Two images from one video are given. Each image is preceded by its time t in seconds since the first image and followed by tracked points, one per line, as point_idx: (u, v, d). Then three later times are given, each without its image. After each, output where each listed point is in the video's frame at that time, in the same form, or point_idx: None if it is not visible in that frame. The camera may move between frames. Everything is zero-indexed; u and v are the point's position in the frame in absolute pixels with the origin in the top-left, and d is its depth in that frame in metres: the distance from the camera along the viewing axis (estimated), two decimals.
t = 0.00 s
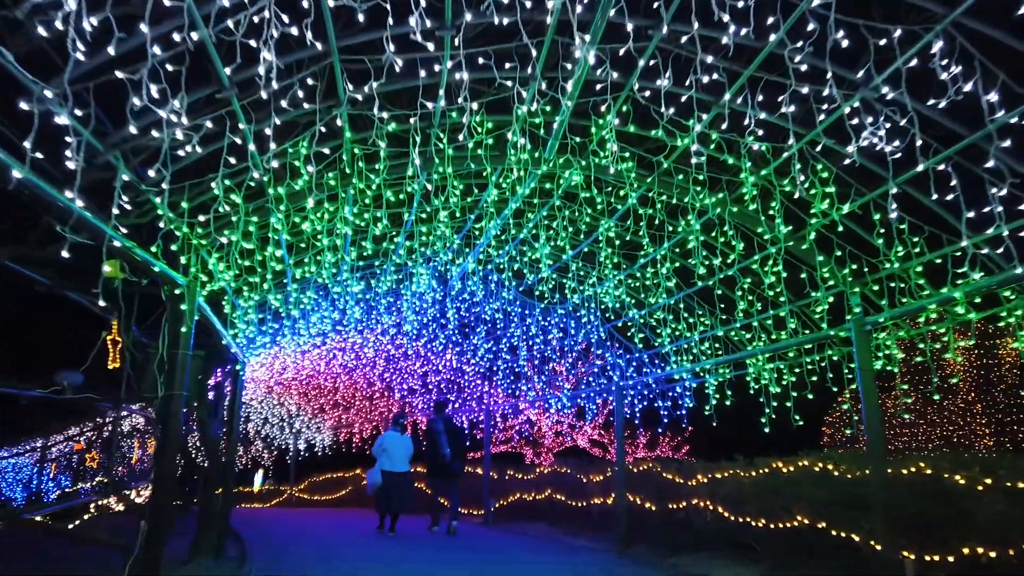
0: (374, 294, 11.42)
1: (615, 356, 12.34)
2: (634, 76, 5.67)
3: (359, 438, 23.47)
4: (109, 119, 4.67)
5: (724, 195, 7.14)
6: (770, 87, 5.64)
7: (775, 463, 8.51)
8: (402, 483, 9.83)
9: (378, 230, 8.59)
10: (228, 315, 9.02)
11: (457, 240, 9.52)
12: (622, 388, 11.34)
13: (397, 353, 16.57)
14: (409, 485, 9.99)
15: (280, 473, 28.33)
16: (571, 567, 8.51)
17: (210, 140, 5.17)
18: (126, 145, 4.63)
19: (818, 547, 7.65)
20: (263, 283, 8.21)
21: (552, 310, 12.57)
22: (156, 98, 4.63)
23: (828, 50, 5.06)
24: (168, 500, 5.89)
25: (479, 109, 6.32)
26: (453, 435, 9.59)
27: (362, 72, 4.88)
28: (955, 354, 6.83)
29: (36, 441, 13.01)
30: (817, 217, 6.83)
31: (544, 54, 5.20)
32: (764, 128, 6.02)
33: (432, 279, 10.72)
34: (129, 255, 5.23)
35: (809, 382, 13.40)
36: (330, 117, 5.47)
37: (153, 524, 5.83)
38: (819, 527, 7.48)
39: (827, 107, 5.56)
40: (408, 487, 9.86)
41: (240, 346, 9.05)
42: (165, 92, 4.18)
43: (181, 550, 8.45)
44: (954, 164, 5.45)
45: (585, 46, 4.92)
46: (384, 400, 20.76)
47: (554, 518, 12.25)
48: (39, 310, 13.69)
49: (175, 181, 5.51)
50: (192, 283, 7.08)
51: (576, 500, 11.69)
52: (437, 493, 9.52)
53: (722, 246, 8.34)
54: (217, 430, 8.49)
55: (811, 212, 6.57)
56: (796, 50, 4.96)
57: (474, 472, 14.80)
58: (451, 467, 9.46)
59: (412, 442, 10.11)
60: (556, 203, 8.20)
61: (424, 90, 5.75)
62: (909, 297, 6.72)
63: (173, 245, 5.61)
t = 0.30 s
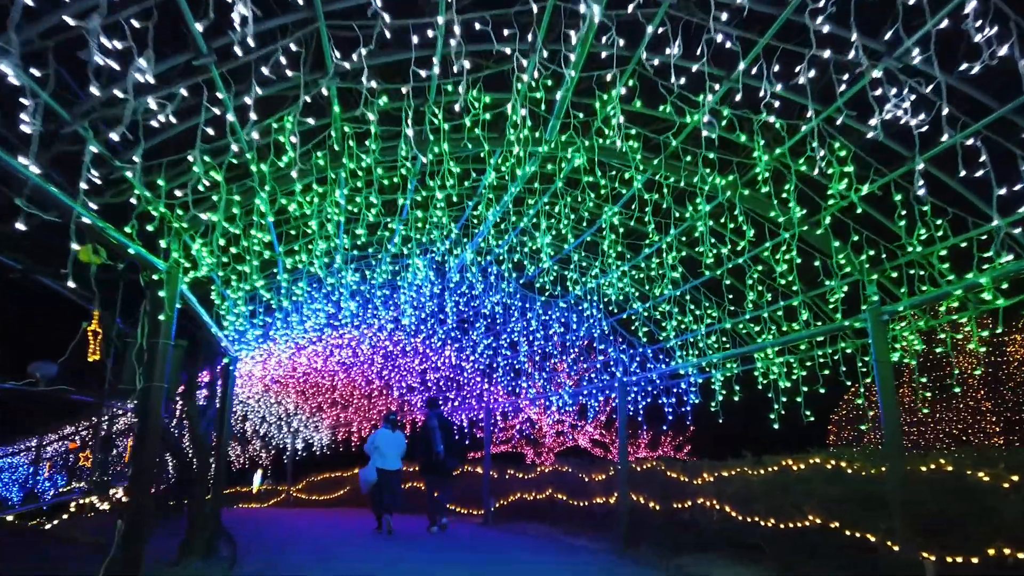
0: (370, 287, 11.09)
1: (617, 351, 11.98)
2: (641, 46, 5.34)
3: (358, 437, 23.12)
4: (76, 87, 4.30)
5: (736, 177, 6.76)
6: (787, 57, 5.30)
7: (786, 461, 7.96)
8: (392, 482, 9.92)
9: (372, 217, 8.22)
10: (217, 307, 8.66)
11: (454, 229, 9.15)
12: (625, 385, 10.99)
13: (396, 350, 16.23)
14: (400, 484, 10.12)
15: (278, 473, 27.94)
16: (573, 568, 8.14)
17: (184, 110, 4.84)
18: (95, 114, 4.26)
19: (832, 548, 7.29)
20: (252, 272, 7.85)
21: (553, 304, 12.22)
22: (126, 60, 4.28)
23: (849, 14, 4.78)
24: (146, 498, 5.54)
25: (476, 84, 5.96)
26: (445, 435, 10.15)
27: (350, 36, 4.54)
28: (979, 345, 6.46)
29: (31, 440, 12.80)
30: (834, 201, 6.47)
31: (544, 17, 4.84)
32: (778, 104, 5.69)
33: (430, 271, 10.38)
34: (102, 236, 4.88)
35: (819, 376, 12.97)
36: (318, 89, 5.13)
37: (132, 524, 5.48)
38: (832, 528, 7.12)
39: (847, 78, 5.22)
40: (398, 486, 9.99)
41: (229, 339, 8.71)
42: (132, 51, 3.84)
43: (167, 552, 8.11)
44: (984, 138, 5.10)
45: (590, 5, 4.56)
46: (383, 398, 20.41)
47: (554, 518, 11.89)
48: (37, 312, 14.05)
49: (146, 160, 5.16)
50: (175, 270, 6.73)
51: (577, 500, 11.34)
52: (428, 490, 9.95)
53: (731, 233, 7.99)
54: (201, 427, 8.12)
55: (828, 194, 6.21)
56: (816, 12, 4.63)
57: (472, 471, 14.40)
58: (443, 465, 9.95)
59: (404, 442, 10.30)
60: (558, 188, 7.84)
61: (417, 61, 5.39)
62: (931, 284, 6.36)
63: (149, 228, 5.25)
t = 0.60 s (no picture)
0: (368, 284, 10.77)
1: (623, 350, 11.62)
2: (648, 27, 5.04)
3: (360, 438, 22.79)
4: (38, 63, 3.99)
5: (748, 166, 6.41)
6: (805, 33, 4.98)
7: (799, 464, 7.69)
8: (390, 485, 9.57)
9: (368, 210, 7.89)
10: (208, 304, 8.35)
11: (454, 224, 8.81)
12: (630, 384, 10.62)
13: (396, 349, 15.89)
14: (397, 487, 9.76)
15: (279, 474, 27.59)
16: (576, 572, 7.81)
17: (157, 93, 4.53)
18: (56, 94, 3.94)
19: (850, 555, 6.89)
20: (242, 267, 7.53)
21: (557, 302, 11.88)
22: (92, 36, 3.98)
23: None
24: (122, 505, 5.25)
25: (473, 67, 5.64)
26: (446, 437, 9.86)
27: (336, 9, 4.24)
28: (1007, 342, 6.11)
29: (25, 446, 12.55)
30: (853, 191, 6.12)
31: None
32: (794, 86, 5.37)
33: (429, 268, 10.04)
34: (73, 227, 4.57)
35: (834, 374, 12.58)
36: (306, 70, 4.81)
37: (108, 532, 5.19)
38: (849, 534, 6.78)
39: (868, 54, 4.89)
40: (395, 488, 9.66)
41: (221, 338, 8.38)
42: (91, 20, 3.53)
43: (154, 559, 7.81)
44: (1017, 118, 4.75)
45: None
46: (385, 398, 20.07)
47: (559, 522, 11.52)
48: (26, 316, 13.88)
49: (118, 148, 4.85)
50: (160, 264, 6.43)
51: (582, 502, 10.98)
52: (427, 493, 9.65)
53: (743, 227, 7.61)
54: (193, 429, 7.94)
55: (849, 181, 5.85)
56: None
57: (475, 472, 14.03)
58: (442, 466, 9.61)
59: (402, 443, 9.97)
60: (561, 179, 7.50)
61: (410, 41, 5.06)
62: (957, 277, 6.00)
63: (124, 218, 4.94)
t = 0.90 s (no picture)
0: (368, 277, 10.48)
1: (630, 345, 11.30)
2: None
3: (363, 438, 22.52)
4: (1, 26, 3.69)
5: (763, 147, 6.09)
6: None
7: (815, 463, 7.27)
8: (391, 487, 9.28)
9: (366, 198, 7.59)
10: (202, 297, 8.08)
11: (456, 213, 8.51)
12: (637, 380, 10.29)
13: (398, 346, 15.60)
14: (399, 488, 9.46)
15: (282, 475, 27.32)
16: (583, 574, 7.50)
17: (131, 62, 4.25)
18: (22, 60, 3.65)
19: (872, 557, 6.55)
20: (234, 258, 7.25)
21: (562, 296, 11.58)
22: None
23: None
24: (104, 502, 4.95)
25: (473, 41, 5.34)
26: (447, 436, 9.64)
27: None
28: None
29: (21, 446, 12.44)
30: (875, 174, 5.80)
31: None
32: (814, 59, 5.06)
33: (429, 260, 9.74)
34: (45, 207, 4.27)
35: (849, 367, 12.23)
36: (296, 41, 4.53)
37: (89, 531, 4.89)
38: (871, 535, 6.44)
39: (894, 20, 4.57)
40: (396, 489, 9.38)
41: (214, 331, 8.10)
42: None
43: (144, 563, 7.54)
44: None
45: None
46: (388, 397, 19.79)
47: (565, 523, 11.19)
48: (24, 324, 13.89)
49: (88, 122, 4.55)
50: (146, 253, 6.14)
51: (588, 503, 10.59)
52: (428, 494, 9.41)
53: (756, 214, 7.29)
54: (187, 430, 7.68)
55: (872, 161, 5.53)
56: None
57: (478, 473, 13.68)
58: (444, 466, 9.45)
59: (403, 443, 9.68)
60: (566, 165, 7.19)
61: (407, 9, 4.77)
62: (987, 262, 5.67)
63: (101, 199, 4.65)
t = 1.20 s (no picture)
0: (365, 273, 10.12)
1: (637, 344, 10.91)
2: None
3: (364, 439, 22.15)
4: None
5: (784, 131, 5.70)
6: None
7: (832, 466, 6.78)
8: (392, 488, 8.91)
9: (362, 188, 7.24)
10: (191, 294, 7.74)
11: (456, 205, 8.16)
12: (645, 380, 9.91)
13: (399, 345, 15.23)
14: (400, 489, 9.10)
15: (282, 476, 26.92)
16: None
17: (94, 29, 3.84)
18: None
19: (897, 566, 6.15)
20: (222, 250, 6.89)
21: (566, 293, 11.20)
22: None
23: None
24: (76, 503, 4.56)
25: (473, 14, 4.97)
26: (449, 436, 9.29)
27: None
28: None
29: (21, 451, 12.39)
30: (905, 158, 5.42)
31: None
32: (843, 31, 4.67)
33: (429, 255, 9.37)
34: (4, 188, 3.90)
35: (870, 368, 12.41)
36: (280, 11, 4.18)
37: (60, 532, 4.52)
38: (891, 543, 5.96)
39: None
40: (396, 491, 9.01)
41: (203, 328, 7.75)
42: None
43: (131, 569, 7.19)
44: None
45: None
46: (389, 397, 19.43)
47: (569, 527, 10.82)
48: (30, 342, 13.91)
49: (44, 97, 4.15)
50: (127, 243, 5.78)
51: (594, 506, 10.16)
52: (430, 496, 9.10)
53: (772, 203, 6.90)
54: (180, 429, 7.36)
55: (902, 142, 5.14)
56: None
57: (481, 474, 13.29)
58: (445, 467, 9.10)
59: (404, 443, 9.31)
60: (571, 152, 6.82)
61: None
62: None
63: (70, 181, 4.27)
